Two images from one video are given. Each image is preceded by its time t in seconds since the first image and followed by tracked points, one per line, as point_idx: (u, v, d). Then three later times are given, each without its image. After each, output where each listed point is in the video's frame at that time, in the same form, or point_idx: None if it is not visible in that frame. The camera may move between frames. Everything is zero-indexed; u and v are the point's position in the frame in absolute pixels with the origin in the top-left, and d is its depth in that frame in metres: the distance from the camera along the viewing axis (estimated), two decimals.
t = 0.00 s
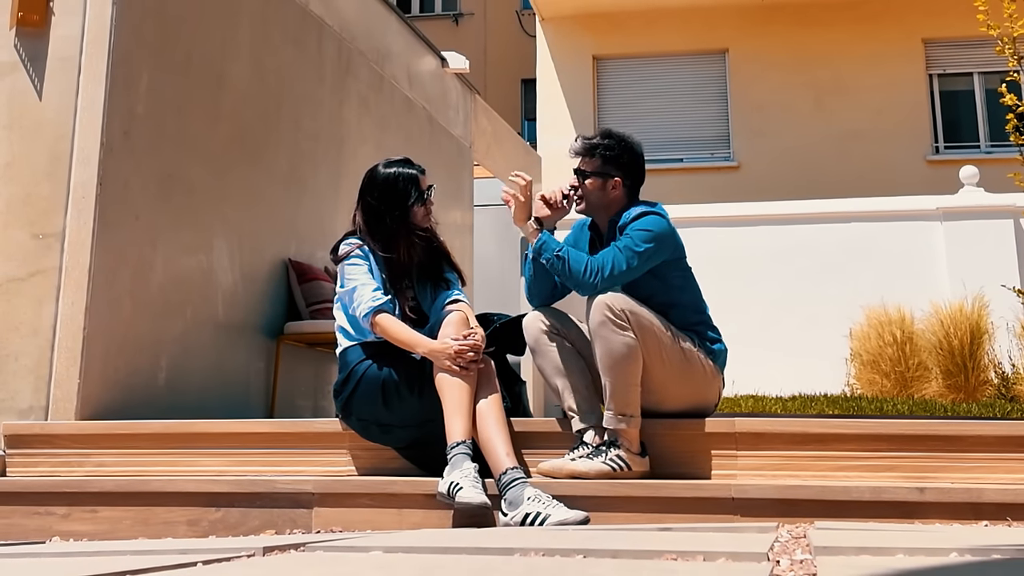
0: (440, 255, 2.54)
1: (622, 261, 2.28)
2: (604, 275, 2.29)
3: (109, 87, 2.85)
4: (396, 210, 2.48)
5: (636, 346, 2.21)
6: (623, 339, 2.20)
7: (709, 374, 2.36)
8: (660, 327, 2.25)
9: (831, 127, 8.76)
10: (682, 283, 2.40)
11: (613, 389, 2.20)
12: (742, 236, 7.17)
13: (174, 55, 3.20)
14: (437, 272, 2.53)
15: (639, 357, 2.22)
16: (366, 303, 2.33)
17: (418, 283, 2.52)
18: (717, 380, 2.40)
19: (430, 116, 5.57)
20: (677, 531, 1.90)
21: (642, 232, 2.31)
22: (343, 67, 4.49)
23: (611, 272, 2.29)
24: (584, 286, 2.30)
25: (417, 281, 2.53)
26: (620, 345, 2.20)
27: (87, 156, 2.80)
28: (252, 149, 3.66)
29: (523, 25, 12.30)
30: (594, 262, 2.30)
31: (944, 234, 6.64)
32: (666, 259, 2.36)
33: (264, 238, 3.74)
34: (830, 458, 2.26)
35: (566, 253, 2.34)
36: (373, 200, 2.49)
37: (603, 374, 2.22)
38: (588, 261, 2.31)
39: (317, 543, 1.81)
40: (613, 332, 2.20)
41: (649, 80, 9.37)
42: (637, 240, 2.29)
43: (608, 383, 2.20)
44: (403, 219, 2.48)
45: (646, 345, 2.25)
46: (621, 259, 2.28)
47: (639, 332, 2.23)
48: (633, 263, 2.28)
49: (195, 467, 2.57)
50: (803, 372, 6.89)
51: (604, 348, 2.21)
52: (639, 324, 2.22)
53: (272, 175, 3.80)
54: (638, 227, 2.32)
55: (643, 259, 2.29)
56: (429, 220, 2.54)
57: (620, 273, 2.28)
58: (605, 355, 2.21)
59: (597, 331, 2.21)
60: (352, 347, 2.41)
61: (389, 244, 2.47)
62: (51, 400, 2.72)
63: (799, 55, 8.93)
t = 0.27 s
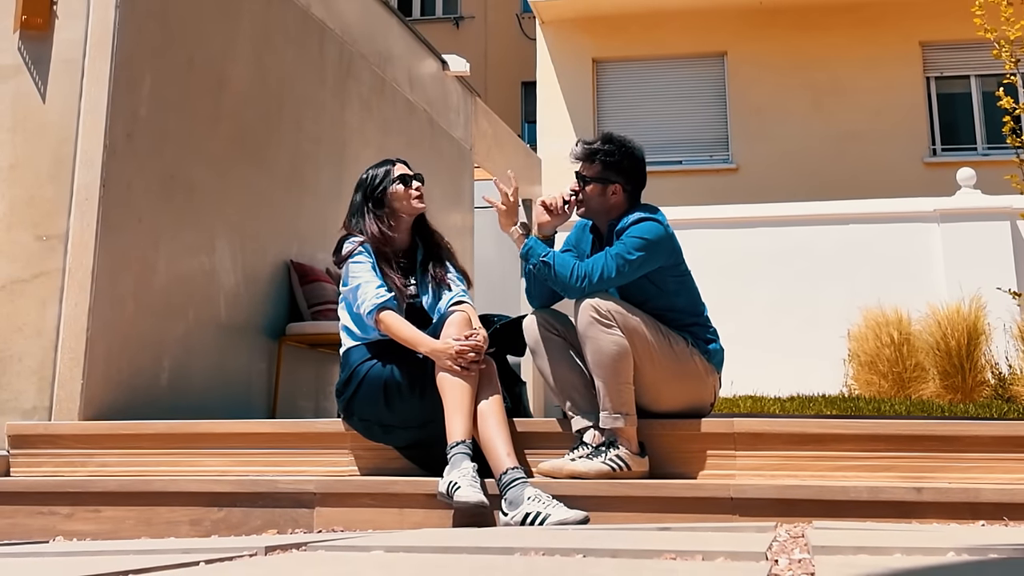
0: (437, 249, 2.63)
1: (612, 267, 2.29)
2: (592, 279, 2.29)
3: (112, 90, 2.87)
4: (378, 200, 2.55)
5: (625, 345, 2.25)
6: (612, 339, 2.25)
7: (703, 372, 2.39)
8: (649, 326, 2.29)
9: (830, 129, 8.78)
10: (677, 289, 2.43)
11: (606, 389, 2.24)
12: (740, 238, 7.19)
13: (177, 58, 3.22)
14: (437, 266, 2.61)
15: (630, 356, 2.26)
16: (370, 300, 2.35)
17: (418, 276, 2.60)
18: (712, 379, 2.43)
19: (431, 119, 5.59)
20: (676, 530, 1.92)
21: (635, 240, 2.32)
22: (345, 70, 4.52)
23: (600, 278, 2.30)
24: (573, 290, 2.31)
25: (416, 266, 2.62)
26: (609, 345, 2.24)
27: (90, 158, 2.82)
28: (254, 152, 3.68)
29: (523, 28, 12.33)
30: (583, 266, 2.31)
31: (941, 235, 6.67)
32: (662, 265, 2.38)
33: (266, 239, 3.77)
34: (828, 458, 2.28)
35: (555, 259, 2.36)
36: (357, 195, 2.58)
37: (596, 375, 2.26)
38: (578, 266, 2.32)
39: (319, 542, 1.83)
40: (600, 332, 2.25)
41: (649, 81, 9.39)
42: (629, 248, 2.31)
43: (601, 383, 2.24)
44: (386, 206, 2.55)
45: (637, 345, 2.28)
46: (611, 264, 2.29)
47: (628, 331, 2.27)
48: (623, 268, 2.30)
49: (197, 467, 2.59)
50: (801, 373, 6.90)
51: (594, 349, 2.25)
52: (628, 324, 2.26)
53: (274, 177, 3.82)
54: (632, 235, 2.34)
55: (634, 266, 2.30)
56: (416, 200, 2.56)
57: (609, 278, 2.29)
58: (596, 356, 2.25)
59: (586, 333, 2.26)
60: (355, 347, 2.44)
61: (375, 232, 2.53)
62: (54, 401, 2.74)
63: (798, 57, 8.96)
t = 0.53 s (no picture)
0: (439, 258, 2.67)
1: (614, 268, 2.31)
2: (593, 280, 2.31)
3: (115, 93, 2.89)
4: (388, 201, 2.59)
5: (626, 346, 2.27)
6: (613, 339, 2.27)
7: (702, 373, 2.41)
8: (649, 327, 2.31)
9: (829, 130, 8.80)
10: (678, 291, 2.45)
11: (607, 389, 2.26)
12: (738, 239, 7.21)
13: (179, 61, 3.24)
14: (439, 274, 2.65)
15: (631, 356, 2.28)
16: (372, 298, 2.38)
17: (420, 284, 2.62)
18: (712, 380, 2.46)
19: (432, 121, 5.62)
20: (675, 529, 1.94)
21: (637, 241, 2.35)
22: (346, 72, 4.54)
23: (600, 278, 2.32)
24: (574, 290, 2.33)
25: (417, 273, 2.64)
26: (610, 346, 2.26)
27: (94, 160, 2.84)
28: (257, 154, 3.70)
29: (523, 31, 12.36)
30: (584, 267, 2.33)
31: (939, 237, 6.69)
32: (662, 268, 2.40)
33: (268, 241, 3.79)
34: (826, 458, 2.30)
35: (557, 259, 2.38)
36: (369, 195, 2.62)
37: (597, 375, 2.28)
38: (579, 266, 2.33)
39: (320, 542, 1.84)
40: (601, 332, 2.27)
41: (649, 82, 9.41)
42: (631, 249, 2.33)
43: (602, 383, 2.26)
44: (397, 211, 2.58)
45: (637, 345, 2.30)
46: (612, 266, 2.31)
47: (628, 332, 2.29)
48: (624, 270, 2.32)
49: (200, 467, 2.61)
50: (799, 374, 6.92)
51: (595, 349, 2.27)
52: (628, 324, 2.28)
53: (276, 179, 3.85)
54: (634, 237, 2.36)
55: (635, 268, 2.33)
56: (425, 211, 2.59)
57: (610, 279, 2.31)
58: (597, 356, 2.27)
59: (587, 334, 2.28)
60: (355, 349, 2.47)
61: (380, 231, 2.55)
62: (58, 401, 2.76)
63: (798, 58, 8.98)
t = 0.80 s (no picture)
0: (444, 263, 2.69)
1: (614, 269, 2.34)
2: (592, 282, 2.34)
3: (119, 96, 2.91)
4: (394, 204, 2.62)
5: (625, 346, 2.29)
6: (613, 340, 2.29)
7: (701, 373, 2.43)
8: (649, 328, 2.33)
9: (829, 131, 8.82)
10: (677, 292, 2.48)
11: (607, 390, 2.28)
12: (736, 241, 7.24)
13: (182, 64, 3.26)
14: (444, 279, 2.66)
15: (630, 357, 2.30)
16: (377, 297, 2.41)
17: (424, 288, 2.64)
18: (711, 380, 2.48)
19: (433, 124, 5.64)
20: (674, 529, 1.96)
21: (637, 243, 2.37)
22: (348, 75, 4.56)
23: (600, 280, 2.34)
24: (574, 292, 2.35)
25: (421, 277, 2.66)
26: (610, 347, 2.28)
27: (97, 163, 2.86)
28: (259, 157, 3.73)
29: (523, 33, 12.39)
30: (584, 269, 2.35)
31: (936, 238, 6.71)
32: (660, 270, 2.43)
33: (270, 243, 3.81)
34: (824, 459, 2.32)
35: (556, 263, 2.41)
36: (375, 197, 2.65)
37: (597, 376, 2.30)
38: (579, 268, 2.36)
39: (322, 541, 1.86)
40: (601, 333, 2.29)
41: (649, 83, 9.43)
42: (630, 250, 2.35)
43: (602, 384, 2.28)
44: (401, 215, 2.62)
45: (636, 346, 2.32)
46: (612, 267, 2.34)
47: (628, 333, 2.31)
48: (624, 271, 2.34)
49: (202, 468, 2.63)
50: (798, 374, 6.94)
51: (595, 350, 2.29)
52: (628, 325, 2.30)
53: (278, 181, 3.87)
54: (634, 238, 2.38)
55: (635, 269, 2.35)
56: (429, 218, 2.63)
57: (610, 280, 2.34)
58: (597, 357, 2.29)
59: (587, 334, 2.30)
60: (358, 349, 2.49)
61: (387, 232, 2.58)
62: (62, 402, 2.79)
63: (797, 60, 9.00)
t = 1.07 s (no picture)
0: (444, 265, 2.71)
1: (612, 271, 2.36)
2: (591, 284, 2.36)
3: (121, 99, 2.93)
4: (385, 210, 2.67)
5: (624, 347, 2.31)
6: (612, 341, 2.31)
7: (699, 374, 2.45)
8: (648, 329, 2.35)
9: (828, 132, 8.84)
10: (676, 292, 2.50)
11: (606, 390, 2.30)
12: (735, 243, 7.26)
13: (185, 67, 3.28)
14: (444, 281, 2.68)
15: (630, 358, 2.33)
16: (378, 298, 2.43)
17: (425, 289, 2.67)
18: (710, 381, 2.50)
19: (434, 126, 5.66)
20: (673, 529, 1.98)
21: (635, 244, 2.39)
22: (349, 78, 4.59)
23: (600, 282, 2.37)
24: (573, 294, 2.37)
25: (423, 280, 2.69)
26: (609, 347, 2.30)
27: (101, 165, 2.88)
28: (261, 159, 3.75)
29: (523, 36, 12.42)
30: (583, 270, 2.38)
31: (934, 240, 6.73)
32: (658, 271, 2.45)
33: (272, 244, 3.83)
34: (822, 458, 2.34)
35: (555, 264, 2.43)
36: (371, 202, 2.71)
37: (596, 377, 2.32)
38: (578, 269, 2.38)
39: (324, 541, 1.89)
40: (600, 334, 2.31)
41: (648, 84, 9.46)
42: (629, 251, 2.38)
43: (601, 385, 2.30)
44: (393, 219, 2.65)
45: (635, 347, 2.35)
46: (611, 268, 2.36)
47: (627, 334, 2.33)
48: (623, 273, 2.37)
49: (205, 467, 2.65)
50: (797, 375, 6.97)
51: (594, 351, 2.31)
52: (627, 326, 2.33)
53: (280, 183, 3.89)
54: (632, 239, 2.40)
55: (634, 270, 2.38)
56: (416, 221, 2.64)
57: (609, 281, 2.36)
58: (596, 358, 2.31)
59: (586, 336, 2.32)
60: (359, 349, 2.52)
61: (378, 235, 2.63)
62: (65, 402, 2.81)
63: (796, 61, 9.03)
